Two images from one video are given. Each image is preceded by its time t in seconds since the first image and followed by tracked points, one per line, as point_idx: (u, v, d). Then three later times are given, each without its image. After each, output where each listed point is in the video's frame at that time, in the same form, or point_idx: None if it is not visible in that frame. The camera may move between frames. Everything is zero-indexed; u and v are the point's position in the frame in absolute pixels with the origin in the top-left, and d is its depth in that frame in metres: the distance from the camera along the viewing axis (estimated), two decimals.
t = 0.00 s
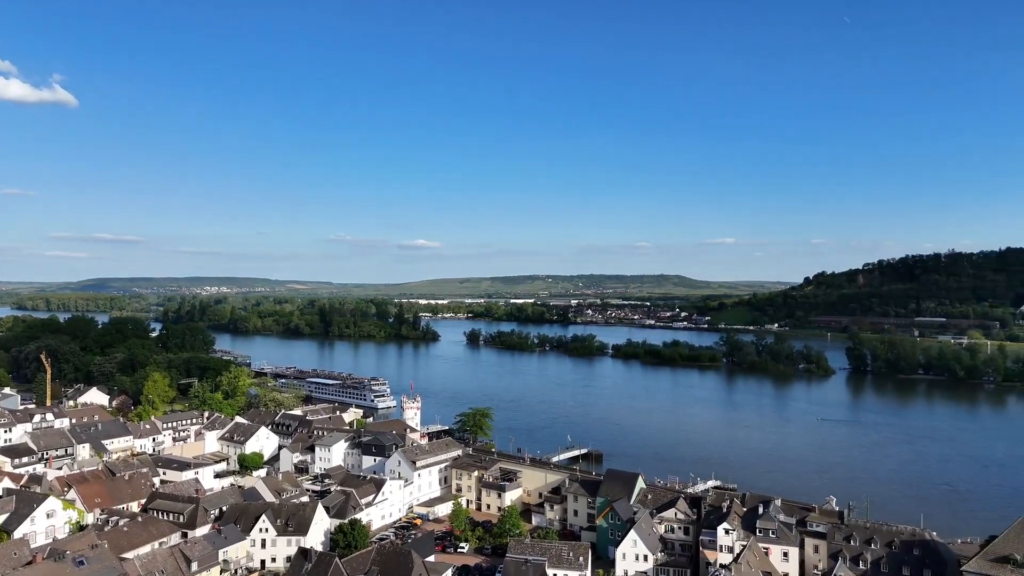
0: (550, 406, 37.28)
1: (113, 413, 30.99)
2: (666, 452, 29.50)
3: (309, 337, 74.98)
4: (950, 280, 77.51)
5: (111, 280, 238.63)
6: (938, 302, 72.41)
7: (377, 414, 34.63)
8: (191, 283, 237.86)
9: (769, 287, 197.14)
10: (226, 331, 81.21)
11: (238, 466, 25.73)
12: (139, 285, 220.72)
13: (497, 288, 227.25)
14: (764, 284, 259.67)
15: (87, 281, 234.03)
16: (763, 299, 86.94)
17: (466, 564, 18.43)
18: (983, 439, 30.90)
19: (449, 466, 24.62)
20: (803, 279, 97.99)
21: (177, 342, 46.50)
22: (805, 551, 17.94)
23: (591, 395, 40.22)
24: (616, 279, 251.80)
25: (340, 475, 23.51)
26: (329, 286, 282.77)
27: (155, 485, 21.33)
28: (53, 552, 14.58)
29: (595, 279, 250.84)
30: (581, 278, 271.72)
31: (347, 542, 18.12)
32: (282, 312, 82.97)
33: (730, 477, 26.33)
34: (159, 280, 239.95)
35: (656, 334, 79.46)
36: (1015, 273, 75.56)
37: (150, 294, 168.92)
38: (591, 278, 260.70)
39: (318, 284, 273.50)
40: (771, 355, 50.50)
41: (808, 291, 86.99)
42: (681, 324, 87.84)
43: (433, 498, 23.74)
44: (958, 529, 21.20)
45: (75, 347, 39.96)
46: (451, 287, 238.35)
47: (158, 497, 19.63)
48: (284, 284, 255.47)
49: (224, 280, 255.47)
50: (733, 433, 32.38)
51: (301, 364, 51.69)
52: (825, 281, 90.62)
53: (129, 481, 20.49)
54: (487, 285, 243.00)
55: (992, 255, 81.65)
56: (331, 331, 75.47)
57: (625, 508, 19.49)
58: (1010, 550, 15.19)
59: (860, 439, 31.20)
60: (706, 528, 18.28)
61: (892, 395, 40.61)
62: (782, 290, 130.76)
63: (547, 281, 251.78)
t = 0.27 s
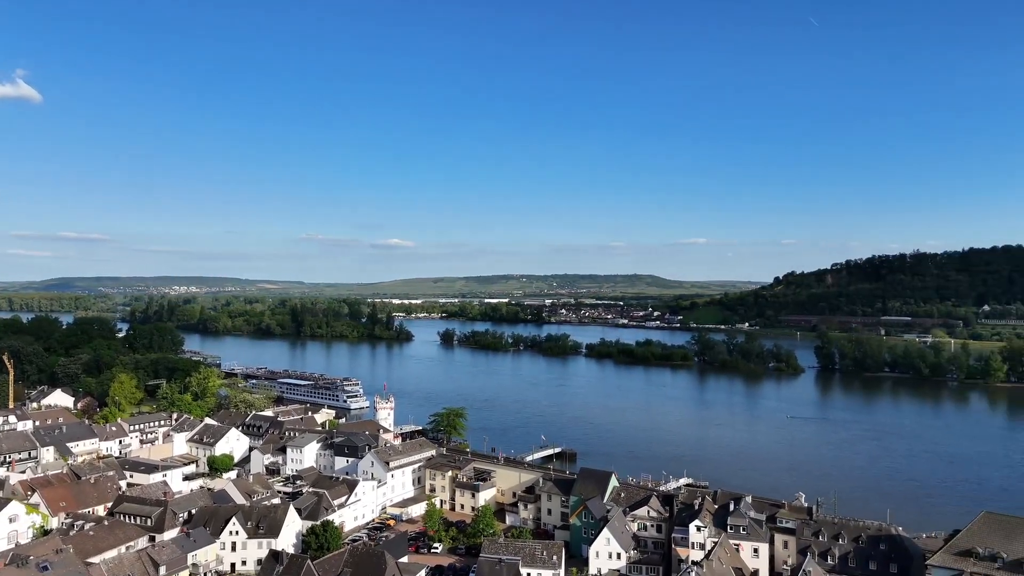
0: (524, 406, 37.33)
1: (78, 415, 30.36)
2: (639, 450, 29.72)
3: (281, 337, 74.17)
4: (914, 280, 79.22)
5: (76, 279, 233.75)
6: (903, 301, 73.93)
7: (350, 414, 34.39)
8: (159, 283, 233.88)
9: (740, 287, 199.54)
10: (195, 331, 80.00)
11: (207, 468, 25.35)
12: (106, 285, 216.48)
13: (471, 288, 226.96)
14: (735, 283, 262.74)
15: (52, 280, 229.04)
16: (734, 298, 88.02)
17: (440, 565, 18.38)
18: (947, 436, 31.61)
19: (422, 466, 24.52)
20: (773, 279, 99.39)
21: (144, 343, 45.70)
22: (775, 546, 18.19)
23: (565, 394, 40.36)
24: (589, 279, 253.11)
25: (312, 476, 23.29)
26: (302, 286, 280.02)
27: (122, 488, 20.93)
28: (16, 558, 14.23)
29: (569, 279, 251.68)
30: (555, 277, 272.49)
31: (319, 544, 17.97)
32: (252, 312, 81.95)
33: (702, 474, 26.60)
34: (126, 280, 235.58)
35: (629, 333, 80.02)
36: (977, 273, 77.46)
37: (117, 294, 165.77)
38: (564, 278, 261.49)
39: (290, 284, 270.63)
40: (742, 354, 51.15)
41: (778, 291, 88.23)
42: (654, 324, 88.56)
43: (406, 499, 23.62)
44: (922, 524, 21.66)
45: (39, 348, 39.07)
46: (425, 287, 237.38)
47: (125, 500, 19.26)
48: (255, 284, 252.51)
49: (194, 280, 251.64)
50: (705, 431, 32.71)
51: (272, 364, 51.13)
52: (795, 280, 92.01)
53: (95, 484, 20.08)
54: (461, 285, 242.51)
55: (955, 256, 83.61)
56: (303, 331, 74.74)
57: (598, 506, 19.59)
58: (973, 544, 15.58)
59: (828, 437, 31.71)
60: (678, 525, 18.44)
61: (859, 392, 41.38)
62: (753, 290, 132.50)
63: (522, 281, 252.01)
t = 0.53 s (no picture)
0: (500, 406, 37.32)
1: (45, 418, 29.77)
2: (614, 449, 29.90)
3: (254, 338, 73.38)
4: (884, 280, 80.66)
5: (43, 280, 228.91)
6: (873, 301, 75.23)
7: (324, 415, 34.13)
8: (129, 283, 229.83)
9: (714, 287, 201.53)
10: (166, 332, 78.84)
11: (178, 471, 24.99)
12: (73, 285, 212.25)
13: (447, 288, 226.40)
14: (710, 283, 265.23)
15: (17, 280, 223.93)
16: (708, 298, 88.87)
17: (415, 566, 18.30)
18: (915, 433, 32.20)
19: (398, 467, 24.41)
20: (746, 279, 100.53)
21: (113, 344, 44.94)
22: (748, 544, 18.39)
23: (541, 394, 40.43)
24: (565, 279, 253.95)
25: (286, 478, 23.06)
26: (276, 286, 277.27)
27: (90, 492, 20.56)
28: None
29: (545, 279, 252.22)
30: (532, 277, 272.99)
31: (293, 547, 17.82)
32: (225, 312, 80.96)
33: (677, 473, 26.83)
34: (95, 280, 231.31)
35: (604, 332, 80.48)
36: (944, 273, 79.07)
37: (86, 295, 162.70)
38: (541, 278, 262.00)
39: (264, 284, 267.76)
40: (716, 353, 51.67)
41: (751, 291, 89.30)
42: (629, 323, 89.13)
43: (382, 500, 23.50)
44: (891, 520, 22.04)
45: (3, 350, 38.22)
46: (401, 287, 236.29)
47: (93, 504, 18.92)
48: (228, 284, 249.32)
49: (165, 280, 247.82)
50: (680, 430, 32.97)
51: (245, 365, 50.55)
52: (767, 280, 93.15)
53: (62, 488, 19.68)
54: (437, 285, 241.85)
55: (922, 256, 85.27)
56: (277, 332, 74.02)
57: (574, 506, 19.67)
58: (941, 539, 15.90)
59: (800, 435, 32.13)
60: (653, 524, 18.57)
61: (830, 391, 42.00)
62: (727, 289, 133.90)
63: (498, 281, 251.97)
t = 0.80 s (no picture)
0: (476, 406, 37.29)
1: (11, 420, 29.14)
2: (591, 448, 30.02)
3: (227, 338, 72.46)
4: (854, 280, 81.97)
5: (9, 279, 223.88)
6: (844, 301, 76.40)
7: (299, 416, 33.82)
8: (98, 283, 225.61)
9: (689, 287, 203.18)
10: (137, 332, 77.57)
11: (149, 473, 24.60)
12: (41, 284, 207.84)
13: (424, 288, 225.55)
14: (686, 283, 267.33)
15: None
16: (683, 298, 89.55)
17: (391, 567, 18.21)
18: (884, 430, 32.77)
19: (374, 468, 24.27)
20: (721, 279, 101.50)
21: (82, 345, 44.13)
22: (723, 541, 18.56)
23: (518, 394, 40.45)
24: (542, 279, 254.34)
25: (260, 480, 22.82)
26: (251, 286, 274.25)
27: (58, 495, 20.16)
28: None
29: (522, 280, 252.40)
30: (509, 276, 273.16)
31: (266, 549, 17.64)
32: (197, 312, 79.84)
33: (653, 471, 27.02)
34: (64, 280, 226.80)
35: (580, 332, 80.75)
36: (913, 273, 80.57)
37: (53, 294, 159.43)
38: (518, 278, 262.18)
39: (238, 283, 264.51)
40: (691, 352, 52.09)
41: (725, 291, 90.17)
42: (606, 322, 89.52)
43: (357, 501, 23.35)
44: (862, 515, 22.40)
45: None
46: (377, 286, 234.99)
47: (61, 508, 18.56)
48: (200, 284, 245.87)
49: (136, 279, 243.80)
50: (655, 428, 33.21)
51: (218, 366, 49.93)
52: (742, 280, 94.15)
53: (29, 492, 19.28)
54: (414, 285, 240.90)
55: (892, 256, 86.75)
56: (250, 332, 73.18)
57: (550, 505, 19.70)
58: (910, 535, 16.21)
59: (773, 432, 32.53)
60: (629, 522, 18.67)
61: (803, 389, 42.57)
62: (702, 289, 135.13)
63: (475, 281, 251.63)
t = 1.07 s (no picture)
0: (453, 406, 37.22)
1: None
2: (567, 447, 30.10)
3: (199, 339, 71.49)
4: (826, 280, 83.25)
5: None
6: (816, 300, 77.53)
7: (273, 418, 33.50)
8: (66, 283, 221.10)
9: (663, 287, 204.52)
10: (107, 333, 76.21)
11: (119, 476, 24.17)
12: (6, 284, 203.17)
13: (399, 288, 223.99)
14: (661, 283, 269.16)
15: None
16: (658, 298, 90.21)
17: (366, 569, 18.09)
18: (855, 428, 33.32)
19: (349, 469, 24.10)
20: (696, 279, 102.39)
21: (50, 346, 43.27)
22: (697, 539, 18.74)
23: (495, 394, 40.44)
24: (518, 279, 254.50)
25: (233, 482, 22.53)
26: (224, 285, 270.80)
27: (25, 499, 19.73)
28: None
29: (498, 280, 252.10)
30: (486, 276, 272.96)
31: (239, 552, 17.41)
32: (168, 312, 78.66)
33: (629, 470, 27.17)
34: (31, 280, 221.99)
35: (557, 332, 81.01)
36: (882, 273, 82.02)
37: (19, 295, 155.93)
38: (495, 278, 261.92)
39: (210, 283, 261.02)
40: (666, 352, 52.47)
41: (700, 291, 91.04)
42: (582, 322, 89.90)
43: (332, 503, 23.16)
44: (832, 512, 22.76)
45: None
46: (351, 287, 232.84)
47: (28, 512, 18.17)
48: (172, 284, 242.12)
49: (105, 279, 239.38)
50: (631, 427, 33.41)
51: (190, 367, 49.25)
52: (716, 280, 95.11)
53: None
54: (388, 285, 239.02)
55: (863, 257, 88.20)
56: (223, 332, 72.29)
57: (527, 504, 19.72)
58: (880, 530, 16.49)
59: (746, 431, 32.91)
60: (605, 521, 18.75)
61: (776, 388, 43.10)
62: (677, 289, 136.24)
63: (452, 281, 250.89)
